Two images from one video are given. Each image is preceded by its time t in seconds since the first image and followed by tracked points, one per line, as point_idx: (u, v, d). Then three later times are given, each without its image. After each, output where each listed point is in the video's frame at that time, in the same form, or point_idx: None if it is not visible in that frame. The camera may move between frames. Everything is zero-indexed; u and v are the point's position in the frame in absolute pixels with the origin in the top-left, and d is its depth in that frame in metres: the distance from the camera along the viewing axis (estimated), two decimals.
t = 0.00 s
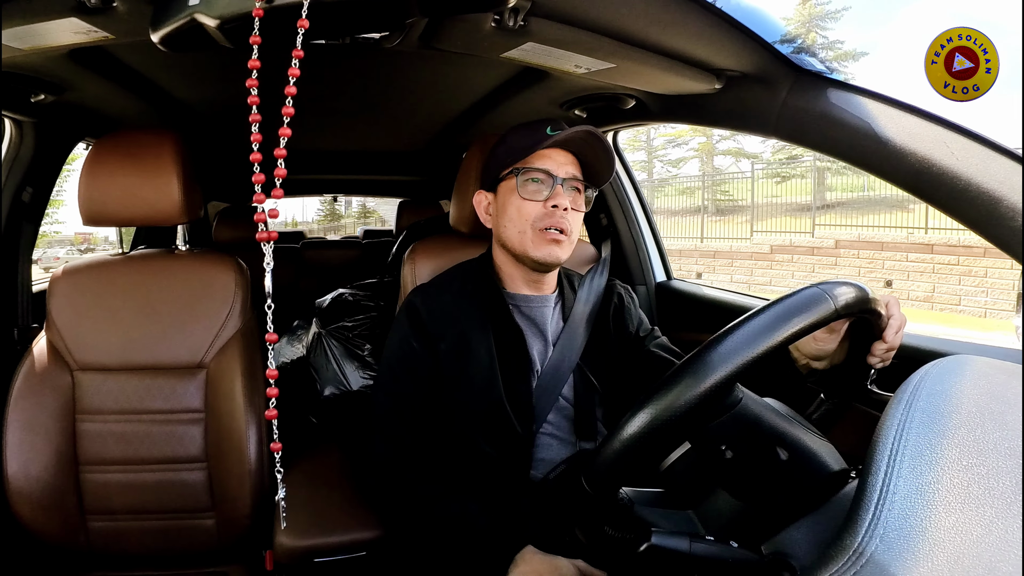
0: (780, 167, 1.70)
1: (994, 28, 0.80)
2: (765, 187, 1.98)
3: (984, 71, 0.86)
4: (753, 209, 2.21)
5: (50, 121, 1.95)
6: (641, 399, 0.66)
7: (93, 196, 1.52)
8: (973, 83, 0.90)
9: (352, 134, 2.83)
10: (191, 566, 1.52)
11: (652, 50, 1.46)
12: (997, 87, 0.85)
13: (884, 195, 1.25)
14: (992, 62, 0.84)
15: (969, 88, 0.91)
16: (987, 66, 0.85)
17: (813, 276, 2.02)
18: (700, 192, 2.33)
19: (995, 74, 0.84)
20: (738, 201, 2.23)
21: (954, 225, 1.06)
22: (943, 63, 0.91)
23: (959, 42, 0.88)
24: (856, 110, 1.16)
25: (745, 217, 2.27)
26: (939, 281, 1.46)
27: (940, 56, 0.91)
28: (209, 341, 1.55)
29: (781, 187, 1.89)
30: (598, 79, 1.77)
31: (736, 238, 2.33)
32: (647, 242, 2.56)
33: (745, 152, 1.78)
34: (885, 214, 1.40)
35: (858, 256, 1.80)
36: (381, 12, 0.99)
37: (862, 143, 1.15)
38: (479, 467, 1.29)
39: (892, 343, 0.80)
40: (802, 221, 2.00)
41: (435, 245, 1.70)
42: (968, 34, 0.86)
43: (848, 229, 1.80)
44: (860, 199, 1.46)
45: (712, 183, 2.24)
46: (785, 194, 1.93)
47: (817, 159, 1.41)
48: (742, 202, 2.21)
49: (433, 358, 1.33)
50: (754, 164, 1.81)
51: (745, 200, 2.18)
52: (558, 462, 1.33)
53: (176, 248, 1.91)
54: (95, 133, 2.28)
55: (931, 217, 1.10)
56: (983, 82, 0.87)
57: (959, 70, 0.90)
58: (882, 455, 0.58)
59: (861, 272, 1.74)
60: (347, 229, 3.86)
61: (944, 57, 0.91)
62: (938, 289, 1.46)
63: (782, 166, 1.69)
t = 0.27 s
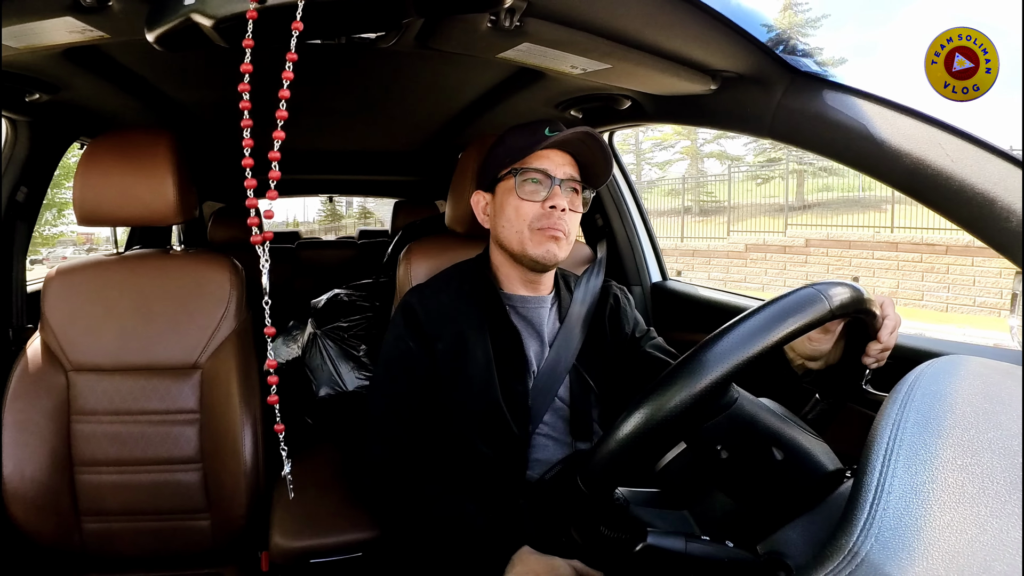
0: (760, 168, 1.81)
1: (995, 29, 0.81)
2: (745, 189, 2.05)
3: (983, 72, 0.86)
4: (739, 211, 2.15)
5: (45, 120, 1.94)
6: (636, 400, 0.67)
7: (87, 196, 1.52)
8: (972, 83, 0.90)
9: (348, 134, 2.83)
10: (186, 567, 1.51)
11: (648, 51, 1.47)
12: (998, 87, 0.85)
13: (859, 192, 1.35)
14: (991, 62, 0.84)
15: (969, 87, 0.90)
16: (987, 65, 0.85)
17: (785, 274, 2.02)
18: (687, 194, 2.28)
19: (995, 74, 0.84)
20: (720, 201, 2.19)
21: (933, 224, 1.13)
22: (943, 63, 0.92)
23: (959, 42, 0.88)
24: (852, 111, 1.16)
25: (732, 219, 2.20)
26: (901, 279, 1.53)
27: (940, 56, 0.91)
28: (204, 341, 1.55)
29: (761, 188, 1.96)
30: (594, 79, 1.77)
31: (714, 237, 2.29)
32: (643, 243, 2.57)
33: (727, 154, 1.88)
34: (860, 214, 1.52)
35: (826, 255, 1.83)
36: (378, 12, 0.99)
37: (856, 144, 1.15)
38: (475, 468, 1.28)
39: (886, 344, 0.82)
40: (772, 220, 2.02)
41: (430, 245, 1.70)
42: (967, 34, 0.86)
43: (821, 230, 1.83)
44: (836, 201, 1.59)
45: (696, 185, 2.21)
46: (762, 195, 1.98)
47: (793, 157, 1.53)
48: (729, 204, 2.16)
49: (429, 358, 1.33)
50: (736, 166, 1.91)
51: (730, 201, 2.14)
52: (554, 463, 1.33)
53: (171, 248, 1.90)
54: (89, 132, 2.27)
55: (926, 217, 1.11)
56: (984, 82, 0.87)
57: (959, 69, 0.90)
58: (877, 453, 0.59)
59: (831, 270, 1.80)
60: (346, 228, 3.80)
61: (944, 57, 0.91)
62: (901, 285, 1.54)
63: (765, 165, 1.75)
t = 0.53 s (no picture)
0: (741, 171, 1.91)
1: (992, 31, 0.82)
2: (725, 190, 2.15)
3: (984, 72, 0.88)
4: (724, 210, 2.24)
5: (39, 120, 1.93)
6: (632, 401, 0.67)
7: (83, 197, 1.51)
8: (972, 83, 0.92)
9: (344, 134, 2.82)
10: (182, 569, 1.51)
11: (644, 51, 1.47)
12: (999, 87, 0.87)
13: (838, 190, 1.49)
14: (991, 62, 0.86)
15: (968, 87, 0.92)
16: (987, 66, 0.87)
17: (761, 272, 2.17)
18: (671, 195, 2.34)
19: (995, 74, 0.87)
20: (709, 203, 2.25)
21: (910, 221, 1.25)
22: (943, 62, 0.94)
23: (959, 42, 0.91)
24: (847, 112, 1.17)
25: (715, 219, 2.30)
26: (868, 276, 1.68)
27: (940, 56, 0.93)
28: (200, 343, 1.54)
29: (741, 190, 2.08)
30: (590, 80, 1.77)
31: (692, 236, 2.38)
32: (638, 243, 2.57)
33: (712, 157, 1.95)
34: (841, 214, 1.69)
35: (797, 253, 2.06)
36: (375, 12, 0.99)
37: (851, 145, 1.16)
38: (472, 468, 1.28)
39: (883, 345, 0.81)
40: (748, 221, 2.18)
41: (426, 245, 1.70)
42: (968, 34, 0.89)
43: (794, 230, 2.03)
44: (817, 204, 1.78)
45: (681, 186, 2.27)
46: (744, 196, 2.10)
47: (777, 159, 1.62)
48: (714, 204, 2.23)
49: (426, 358, 1.33)
50: (719, 169, 2.00)
51: (718, 203, 2.21)
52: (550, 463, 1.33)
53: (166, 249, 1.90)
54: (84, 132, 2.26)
55: (922, 217, 1.11)
56: (983, 81, 0.89)
57: (959, 69, 0.92)
58: (874, 452, 0.59)
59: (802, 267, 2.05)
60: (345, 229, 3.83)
61: (944, 57, 0.93)
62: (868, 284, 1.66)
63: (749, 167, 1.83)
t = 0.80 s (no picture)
0: (726, 173, 2.01)
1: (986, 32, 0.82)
2: (710, 192, 2.25)
3: (983, 71, 0.85)
4: (710, 211, 2.33)
5: (33, 120, 1.92)
6: (628, 401, 0.67)
7: (77, 197, 1.50)
8: (972, 83, 0.89)
9: (340, 134, 2.82)
10: (178, 571, 1.50)
11: (640, 52, 1.47)
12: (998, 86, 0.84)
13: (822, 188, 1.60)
14: (991, 62, 0.84)
15: (969, 87, 0.89)
16: (987, 65, 0.85)
17: (738, 270, 2.29)
18: (658, 196, 2.43)
19: (995, 74, 0.84)
20: (696, 204, 2.34)
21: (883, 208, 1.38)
22: (943, 63, 0.90)
23: (959, 42, 0.87)
24: (843, 112, 1.17)
25: (697, 219, 2.39)
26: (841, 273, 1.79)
27: (940, 56, 0.90)
28: (196, 344, 1.54)
29: (725, 191, 2.20)
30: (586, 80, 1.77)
31: (675, 236, 2.46)
32: (634, 243, 2.58)
33: (698, 159, 2.05)
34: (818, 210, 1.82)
35: (773, 251, 2.19)
36: (371, 12, 0.99)
37: (846, 145, 1.16)
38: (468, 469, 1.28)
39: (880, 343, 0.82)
40: (726, 221, 2.32)
41: (423, 246, 1.70)
42: (968, 34, 0.86)
43: (770, 229, 2.19)
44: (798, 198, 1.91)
45: (668, 187, 2.37)
46: (728, 197, 2.20)
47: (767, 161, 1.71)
48: (698, 203, 2.32)
49: (423, 358, 1.33)
50: (704, 170, 2.09)
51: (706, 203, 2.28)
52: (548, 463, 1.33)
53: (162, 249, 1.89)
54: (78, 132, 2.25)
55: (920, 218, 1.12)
56: (984, 82, 0.86)
57: (959, 69, 0.89)
58: (870, 452, 0.59)
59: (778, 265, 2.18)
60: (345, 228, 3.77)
61: (944, 57, 0.90)
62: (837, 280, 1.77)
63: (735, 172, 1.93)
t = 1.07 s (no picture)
0: (712, 174, 2.14)
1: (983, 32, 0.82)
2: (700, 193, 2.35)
3: (983, 72, 0.85)
4: (696, 212, 2.40)
5: (29, 120, 1.91)
6: (624, 401, 0.67)
7: (73, 198, 1.50)
8: (972, 83, 0.88)
9: (337, 134, 2.81)
10: (174, 572, 1.50)
11: (637, 52, 1.47)
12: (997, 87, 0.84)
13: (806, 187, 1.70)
14: (992, 62, 0.84)
15: (968, 87, 0.88)
16: (987, 66, 0.85)
17: (718, 268, 2.37)
18: (647, 197, 2.51)
19: (996, 74, 0.84)
20: (682, 204, 2.41)
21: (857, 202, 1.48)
22: (943, 62, 0.90)
23: (959, 42, 0.88)
24: (839, 113, 1.18)
25: (683, 220, 2.43)
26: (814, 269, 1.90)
27: (940, 56, 0.90)
28: (192, 344, 1.53)
29: (712, 192, 2.30)
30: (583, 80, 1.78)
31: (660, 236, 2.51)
32: (631, 243, 2.58)
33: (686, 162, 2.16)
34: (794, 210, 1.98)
35: (750, 251, 2.32)
36: (368, 11, 0.99)
37: (843, 145, 1.17)
38: (467, 470, 1.28)
39: (876, 335, 0.83)
40: (708, 221, 2.41)
41: (419, 246, 1.70)
42: (968, 34, 0.86)
43: (749, 229, 2.30)
44: (778, 199, 2.03)
45: (657, 189, 2.45)
46: (716, 198, 2.31)
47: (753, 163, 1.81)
48: (686, 204, 2.42)
49: (421, 358, 1.33)
50: (692, 172, 2.22)
51: (691, 204, 2.38)
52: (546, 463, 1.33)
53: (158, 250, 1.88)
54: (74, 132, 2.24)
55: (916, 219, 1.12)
56: (983, 82, 0.86)
57: (959, 70, 0.89)
58: (867, 451, 0.59)
59: (754, 263, 2.32)
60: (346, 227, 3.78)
61: (944, 57, 0.89)
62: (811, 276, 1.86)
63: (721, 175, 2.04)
